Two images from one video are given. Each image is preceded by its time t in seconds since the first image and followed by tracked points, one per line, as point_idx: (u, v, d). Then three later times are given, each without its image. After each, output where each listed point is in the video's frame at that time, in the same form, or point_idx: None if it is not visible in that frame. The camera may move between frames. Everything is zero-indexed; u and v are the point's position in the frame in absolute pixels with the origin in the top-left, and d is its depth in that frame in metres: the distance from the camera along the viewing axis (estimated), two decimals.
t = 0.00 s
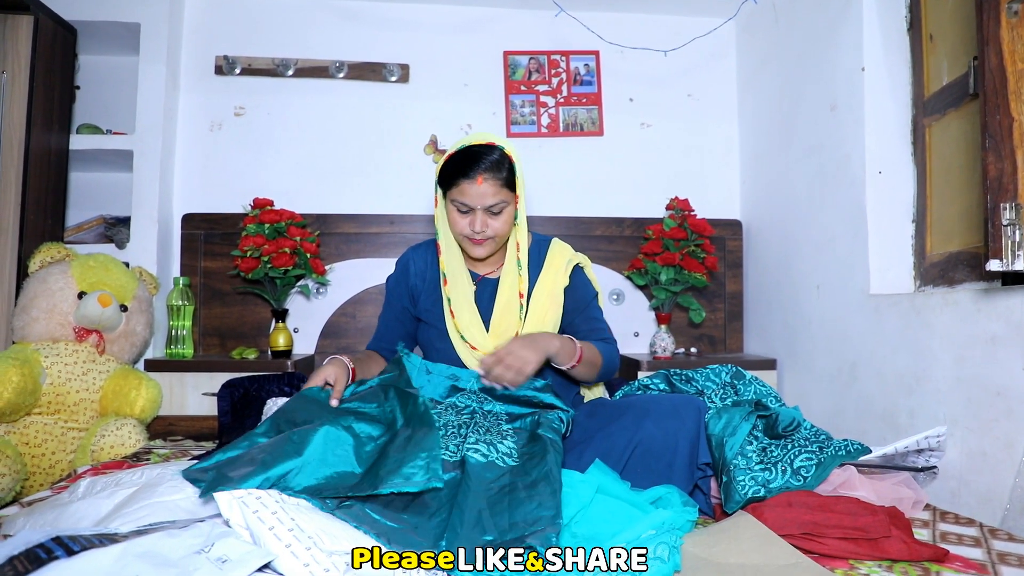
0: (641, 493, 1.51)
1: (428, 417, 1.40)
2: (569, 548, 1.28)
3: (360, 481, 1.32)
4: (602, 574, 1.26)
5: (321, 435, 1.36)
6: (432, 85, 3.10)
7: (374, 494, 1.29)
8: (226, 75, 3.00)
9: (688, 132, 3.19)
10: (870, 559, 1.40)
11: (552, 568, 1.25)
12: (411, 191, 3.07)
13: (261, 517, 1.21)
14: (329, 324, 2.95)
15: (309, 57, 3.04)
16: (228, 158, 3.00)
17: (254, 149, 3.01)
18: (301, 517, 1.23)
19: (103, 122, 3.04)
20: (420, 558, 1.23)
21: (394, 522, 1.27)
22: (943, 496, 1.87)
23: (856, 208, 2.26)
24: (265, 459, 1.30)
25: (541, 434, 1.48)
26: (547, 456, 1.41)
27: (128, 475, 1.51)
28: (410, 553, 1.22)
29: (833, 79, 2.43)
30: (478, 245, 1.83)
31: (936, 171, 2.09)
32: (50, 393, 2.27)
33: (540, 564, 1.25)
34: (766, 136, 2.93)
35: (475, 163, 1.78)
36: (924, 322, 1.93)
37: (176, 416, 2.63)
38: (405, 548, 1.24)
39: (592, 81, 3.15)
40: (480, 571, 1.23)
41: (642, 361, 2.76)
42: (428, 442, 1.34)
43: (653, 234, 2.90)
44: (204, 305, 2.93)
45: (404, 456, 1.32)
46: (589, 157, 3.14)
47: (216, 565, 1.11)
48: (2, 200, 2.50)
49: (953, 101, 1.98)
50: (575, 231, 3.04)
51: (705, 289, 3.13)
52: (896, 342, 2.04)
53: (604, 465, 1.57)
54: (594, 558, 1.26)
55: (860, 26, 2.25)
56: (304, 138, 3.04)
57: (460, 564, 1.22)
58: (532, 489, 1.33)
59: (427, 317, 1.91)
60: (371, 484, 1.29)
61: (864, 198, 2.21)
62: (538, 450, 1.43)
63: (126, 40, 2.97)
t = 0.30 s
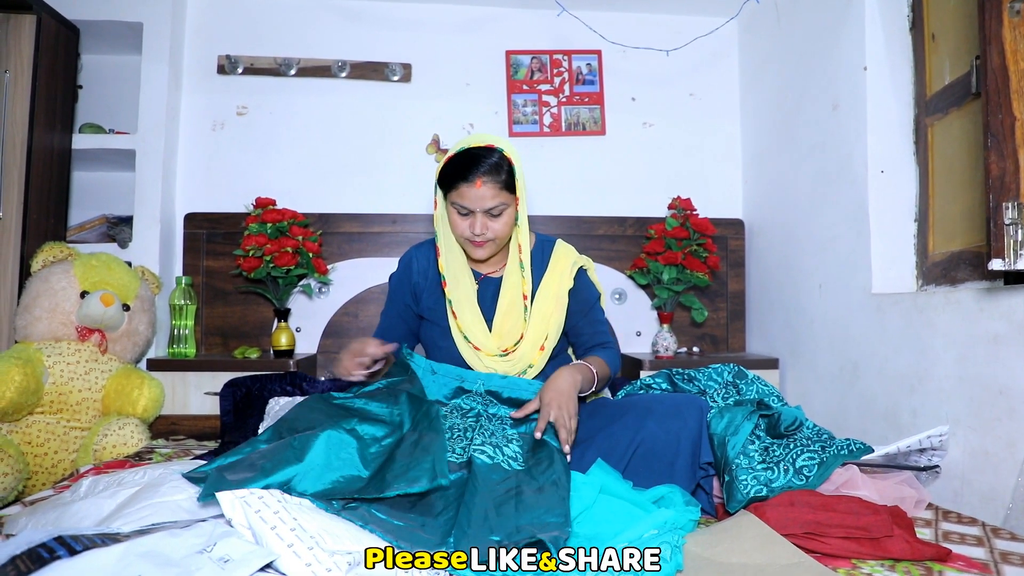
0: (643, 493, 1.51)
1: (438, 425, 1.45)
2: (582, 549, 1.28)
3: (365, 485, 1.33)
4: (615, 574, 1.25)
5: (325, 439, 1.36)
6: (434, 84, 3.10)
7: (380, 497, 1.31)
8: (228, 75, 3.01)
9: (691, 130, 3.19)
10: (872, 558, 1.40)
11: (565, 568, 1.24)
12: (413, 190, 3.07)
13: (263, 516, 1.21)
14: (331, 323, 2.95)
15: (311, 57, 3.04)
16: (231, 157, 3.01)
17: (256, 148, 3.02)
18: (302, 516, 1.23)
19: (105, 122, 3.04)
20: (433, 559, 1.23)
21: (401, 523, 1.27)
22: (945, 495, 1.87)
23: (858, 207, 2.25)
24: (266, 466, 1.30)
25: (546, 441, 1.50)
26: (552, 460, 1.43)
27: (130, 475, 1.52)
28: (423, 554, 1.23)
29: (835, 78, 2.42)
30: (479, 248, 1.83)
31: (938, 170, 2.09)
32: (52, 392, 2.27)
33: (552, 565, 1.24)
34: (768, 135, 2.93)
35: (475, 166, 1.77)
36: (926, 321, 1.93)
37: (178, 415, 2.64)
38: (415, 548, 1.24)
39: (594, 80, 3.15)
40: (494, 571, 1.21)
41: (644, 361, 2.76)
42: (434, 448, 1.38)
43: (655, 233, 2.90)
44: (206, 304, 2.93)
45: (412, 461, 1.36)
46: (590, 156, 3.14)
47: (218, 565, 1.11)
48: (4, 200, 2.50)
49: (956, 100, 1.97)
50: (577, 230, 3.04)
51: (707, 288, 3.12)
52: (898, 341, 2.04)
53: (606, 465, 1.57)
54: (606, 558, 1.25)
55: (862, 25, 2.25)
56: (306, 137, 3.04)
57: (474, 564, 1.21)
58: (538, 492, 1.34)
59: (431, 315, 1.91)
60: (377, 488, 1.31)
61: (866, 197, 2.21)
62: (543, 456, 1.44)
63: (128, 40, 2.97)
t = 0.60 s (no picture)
0: (645, 491, 1.51)
1: (445, 430, 1.41)
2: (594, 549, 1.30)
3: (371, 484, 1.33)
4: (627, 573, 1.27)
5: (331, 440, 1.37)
6: (435, 84, 3.10)
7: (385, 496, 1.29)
8: (229, 75, 3.01)
9: (692, 129, 3.19)
10: (874, 557, 1.40)
11: (577, 567, 1.26)
12: (414, 190, 3.07)
13: (265, 517, 1.21)
14: (332, 323, 2.95)
15: (312, 57, 3.04)
16: (232, 158, 3.01)
17: (257, 148, 3.02)
18: (304, 517, 1.23)
19: (106, 122, 3.04)
20: (446, 558, 1.25)
21: (408, 525, 1.27)
22: (947, 494, 1.87)
23: (859, 206, 2.25)
24: (272, 468, 1.30)
25: (550, 437, 1.47)
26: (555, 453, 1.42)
27: (132, 475, 1.52)
28: (434, 554, 1.24)
29: (837, 77, 2.42)
30: (484, 248, 1.83)
31: (940, 169, 2.09)
32: (54, 393, 2.28)
33: (564, 565, 1.26)
34: (770, 134, 2.93)
35: (480, 167, 1.77)
36: (927, 319, 1.92)
37: (180, 416, 2.64)
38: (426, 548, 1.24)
39: (595, 79, 3.14)
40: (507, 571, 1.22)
41: (645, 360, 2.76)
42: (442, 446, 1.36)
43: (657, 232, 2.90)
44: (207, 304, 2.93)
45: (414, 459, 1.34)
46: (591, 156, 3.14)
47: (220, 565, 1.11)
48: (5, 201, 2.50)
49: (957, 99, 1.97)
50: (578, 229, 3.03)
51: (709, 288, 3.12)
52: (900, 340, 2.03)
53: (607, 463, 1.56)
54: (618, 558, 1.27)
55: (864, 24, 2.24)
56: (307, 138, 3.04)
57: (487, 564, 1.22)
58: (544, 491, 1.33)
59: (434, 315, 1.92)
60: (383, 488, 1.28)
61: (867, 195, 2.21)
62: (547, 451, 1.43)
63: (129, 40, 2.97)
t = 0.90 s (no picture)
0: (643, 491, 1.51)
1: (444, 433, 1.41)
2: (607, 549, 1.31)
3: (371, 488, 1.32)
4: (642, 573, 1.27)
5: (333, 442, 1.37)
6: (430, 85, 3.09)
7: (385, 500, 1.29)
8: (224, 76, 3.00)
9: (688, 129, 3.19)
10: (872, 554, 1.40)
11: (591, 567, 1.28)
12: (410, 190, 3.06)
13: (262, 519, 1.21)
14: (328, 325, 2.95)
15: (307, 57, 3.04)
16: (228, 159, 3.00)
17: (252, 149, 3.01)
18: (301, 519, 1.23)
19: (101, 124, 3.04)
20: (459, 559, 1.24)
21: (409, 527, 1.26)
22: (944, 492, 1.87)
23: (855, 204, 2.25)
24: (272, 471, 1.30)
25: (547, 430, 1.46)
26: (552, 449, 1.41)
27: (128, 479, 1.51)
28: (449, 554, 1.24)
29: (832, 76, 2.42)
30: (481, 244, 1.81)
31: (935, 167, 2.09)
32: (49, 396, 2.27)
33: (578, 564, 1.27)
34: (765, 132, 2.93)
35: (481, 161, 1.78)
36: (923, 318, 1.93)
37: (176, 418, 2.63)
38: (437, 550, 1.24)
39: (590, 79, 3.14)
40: (520, 571, 1.24)
41: (642, 359, 2.76)
42: (441, 450, 1.35)
43: (653, 232, 2.90)
44: (203, 306, 2.93)
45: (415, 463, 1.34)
46: (587, 155, 3.14)
47: (217, 569, 1.11)
48: None
49: (951, 98, 1.97)
50: (575, 229, 3.03)
51: (705, 287, 3.12)
52: (896, 338, 2.04)
53: (604, 463, 1.56)
54: (633, 558, 1.27)
55: (859, 23, 2.25)
56: (302, 139, 3.03)
57: (500, 564, 1.23)
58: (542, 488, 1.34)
59: (430, 315, 1.91)
60: (384, 491, 1.29)
61: (863, 194, 2.21)
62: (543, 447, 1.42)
63: (123, 42, 2.96)
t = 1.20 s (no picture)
0: (642, 487, 1.51)
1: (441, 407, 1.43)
2: (620, 548, 1.28)
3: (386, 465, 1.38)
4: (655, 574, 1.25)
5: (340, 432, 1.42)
6: (429, 81, 3.09)
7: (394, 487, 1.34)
8: (222, 72, 2.99)
9: (687, 125, 3.19)
10: (871, 551, 1.40)
11: (605, 567, 1.24)
12: (409, 187, 3.06)
13: (261, 515, 1.21)
14: (328, 322, 2.95)
15: (306, 54, 3.03)
16: (226, 156, 3.00)
17: (251, 146, 3.01)
18: (301, 515, 1.23)
19: (99, 121, 3.03)
20: (472, 559, 1.25)
21: (438, 507, 1.29)
22: (942, 489, 1.87)
23: (855, 201, 2.25)
24: (282, 464, 1.37)
25: (539, 372, 1.39)
26: (543, 372, 1.39)
27: (128, 474, 1.51)
28: (462, 554, 1.25)
29: (831, 72, 2.42)
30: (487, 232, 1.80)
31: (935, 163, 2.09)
32: (48, 393, 2.27)
33: (592, 564, 1.25)
34: (765, 130, 2.93)
35: (488, 147, 1.80)
36: (922, 315, 1.93)
37: (176, 415, 2.63)
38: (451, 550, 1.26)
39: (590, 76, 3.14)
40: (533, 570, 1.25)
41: (641, 357, 2.76)
42: (438, 425, 1.39)
43: (652, 229, 2.90)
44: (202, 303, 2.92)
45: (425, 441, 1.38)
46: (586, 152, 3.14)
47: (216, 564, 1.11)
48: None
49: (951, 94, 1.97)
50: (574, 226, 3.04)
51: (705, 284, 3.12)
52: (895, 335, 2.04)
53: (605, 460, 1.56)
54: (646, 558, 1.25)
55: (858, 19, 2.25)
56: (301, 136, 3.03)
57: (513, 564, 1.24)
58: (531, 424, 1.34)
59: (429, 310, 1.91)
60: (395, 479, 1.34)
61: (862, 191, 2.21)
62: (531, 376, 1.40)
63: (122, 38, 2.96)
